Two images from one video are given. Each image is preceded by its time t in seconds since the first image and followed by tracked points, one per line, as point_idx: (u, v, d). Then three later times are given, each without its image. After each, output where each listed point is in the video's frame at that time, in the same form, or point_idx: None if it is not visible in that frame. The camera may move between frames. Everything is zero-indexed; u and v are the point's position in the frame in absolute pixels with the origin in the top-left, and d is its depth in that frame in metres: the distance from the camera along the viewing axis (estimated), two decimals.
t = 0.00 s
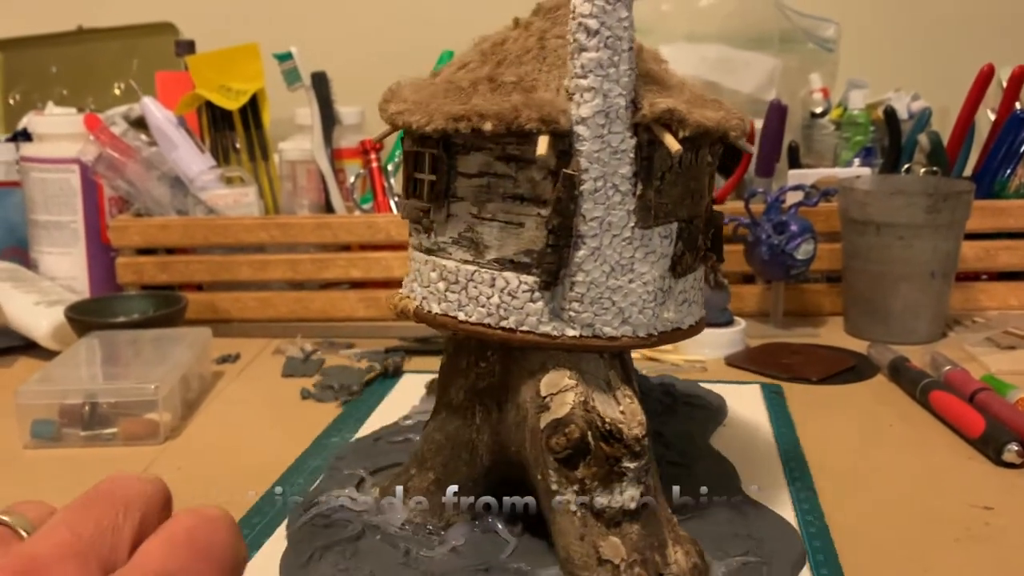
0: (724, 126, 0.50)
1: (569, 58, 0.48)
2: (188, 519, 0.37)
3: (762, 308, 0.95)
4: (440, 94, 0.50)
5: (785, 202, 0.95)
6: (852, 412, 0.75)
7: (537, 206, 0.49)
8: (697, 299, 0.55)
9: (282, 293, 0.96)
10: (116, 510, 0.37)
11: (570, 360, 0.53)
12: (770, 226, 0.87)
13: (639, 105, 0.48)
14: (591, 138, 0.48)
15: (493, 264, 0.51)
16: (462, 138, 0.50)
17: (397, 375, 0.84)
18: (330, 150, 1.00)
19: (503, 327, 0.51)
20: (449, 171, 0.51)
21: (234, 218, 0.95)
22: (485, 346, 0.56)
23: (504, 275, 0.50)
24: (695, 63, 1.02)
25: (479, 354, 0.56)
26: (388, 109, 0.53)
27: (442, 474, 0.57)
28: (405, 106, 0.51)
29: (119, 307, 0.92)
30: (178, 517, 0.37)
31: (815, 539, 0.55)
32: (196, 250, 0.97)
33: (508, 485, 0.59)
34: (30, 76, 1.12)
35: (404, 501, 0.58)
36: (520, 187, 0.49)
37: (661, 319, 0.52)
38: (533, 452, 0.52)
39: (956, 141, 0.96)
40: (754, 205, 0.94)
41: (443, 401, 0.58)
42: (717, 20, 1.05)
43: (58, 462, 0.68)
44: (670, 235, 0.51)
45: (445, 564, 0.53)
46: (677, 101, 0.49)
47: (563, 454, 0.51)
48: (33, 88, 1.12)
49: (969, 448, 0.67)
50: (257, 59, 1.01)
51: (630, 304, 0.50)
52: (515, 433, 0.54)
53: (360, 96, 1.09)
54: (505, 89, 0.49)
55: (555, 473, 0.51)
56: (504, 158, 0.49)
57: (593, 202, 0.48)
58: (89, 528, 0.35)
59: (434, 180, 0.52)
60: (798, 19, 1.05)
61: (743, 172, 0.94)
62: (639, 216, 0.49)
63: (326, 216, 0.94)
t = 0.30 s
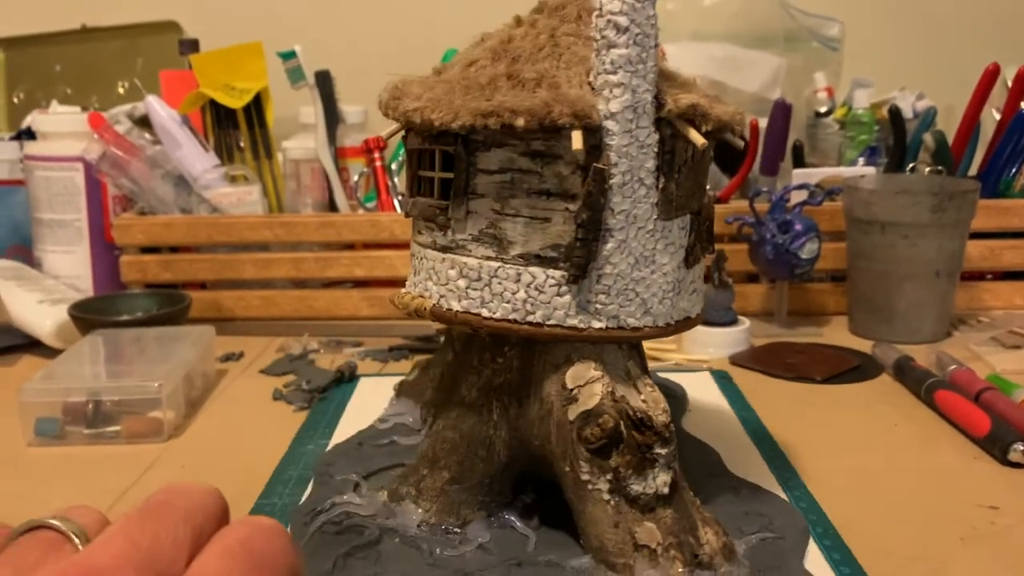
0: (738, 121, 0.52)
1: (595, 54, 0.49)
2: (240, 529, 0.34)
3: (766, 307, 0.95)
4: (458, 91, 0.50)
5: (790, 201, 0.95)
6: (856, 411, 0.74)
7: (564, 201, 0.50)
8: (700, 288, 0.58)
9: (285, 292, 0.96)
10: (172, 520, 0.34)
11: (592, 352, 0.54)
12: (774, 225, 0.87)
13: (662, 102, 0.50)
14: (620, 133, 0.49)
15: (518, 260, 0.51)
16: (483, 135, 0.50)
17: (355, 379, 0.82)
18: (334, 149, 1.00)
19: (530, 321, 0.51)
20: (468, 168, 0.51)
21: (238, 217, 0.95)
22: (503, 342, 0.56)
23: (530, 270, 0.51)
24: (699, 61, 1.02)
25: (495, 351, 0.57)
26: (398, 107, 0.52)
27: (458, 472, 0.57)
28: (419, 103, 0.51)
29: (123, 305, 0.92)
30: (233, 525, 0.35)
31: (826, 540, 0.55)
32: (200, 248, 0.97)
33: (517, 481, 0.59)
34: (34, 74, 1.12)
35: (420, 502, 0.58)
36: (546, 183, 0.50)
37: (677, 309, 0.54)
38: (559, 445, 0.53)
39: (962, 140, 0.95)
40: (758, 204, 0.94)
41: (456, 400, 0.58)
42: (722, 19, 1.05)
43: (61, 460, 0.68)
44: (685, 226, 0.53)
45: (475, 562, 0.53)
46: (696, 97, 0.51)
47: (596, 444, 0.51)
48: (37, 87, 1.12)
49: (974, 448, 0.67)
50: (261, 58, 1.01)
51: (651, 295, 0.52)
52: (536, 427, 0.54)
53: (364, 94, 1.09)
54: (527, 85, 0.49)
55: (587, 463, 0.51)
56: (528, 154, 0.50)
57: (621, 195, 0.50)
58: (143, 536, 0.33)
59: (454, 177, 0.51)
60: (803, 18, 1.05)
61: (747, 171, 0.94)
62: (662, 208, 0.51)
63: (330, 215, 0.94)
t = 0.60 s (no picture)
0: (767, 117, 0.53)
1: (640, 53, 0.49)
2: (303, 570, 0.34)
3: (766, 308, 0.95)
4: (499, 90, 0.49)
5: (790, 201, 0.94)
6: (856, 412, 0.74)
7: (611, 198, 0.50)
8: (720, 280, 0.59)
9: (286, 292, 0.96)
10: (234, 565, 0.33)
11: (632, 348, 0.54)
12: (775, 225, 0.87)
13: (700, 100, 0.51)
14: (668, 130, 0.49)
15: (562, 258, 0.51)
16: (524, 134, 0.50)
17: (324, 389, 0.81)
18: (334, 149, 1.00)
19: (576, 319, 0.51)
20: (508, 166, 0.51)
21: (239, 218, 0.95)
22: (538, 341, 0.56)
23: (575, 267, 0.50)
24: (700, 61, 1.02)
25: (530, 350, 0.56)
26: (433, 107, 0.50)
27: (495, 474, 0.56)
28: (457, 102, 0.50)
29: (123, 306, 0.92)
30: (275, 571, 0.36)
31: (851, 527, 0.56)
32: (200, 249, 0.97)
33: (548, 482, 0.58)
34: (35, 75, 1.12)
35: (455, 506, 0.56)
36: (592, 181, 0.50)
37: (709, 300, 0.55)
38: (604, 440, 0.53)
39: (963, 140, 0.95)
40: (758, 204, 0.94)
41: (486, 400, 0.57)
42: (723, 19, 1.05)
43: (61, 460, 0.68)
44: (714, 220, 0.54)
45: (528, 561, 0.52)
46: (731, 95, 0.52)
47: (649, 437, 0.51)
48: (38, 87, 1.12)
49: (974, 448, 0.67)
50: (262, 58, 1.01)
51: (689, 289, 0.53)
52: (577, 424, 0.54)
53: (365, 94, 1.09)
54: (570, 84, 0.49)
55: (636, 455, 0.52)
56: (573, 151, 0.50)
57: (667, 191, 0.50)
58: None
59: (496, 177, 0.51)
60: (804, 18, 1.05)
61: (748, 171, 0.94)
62: (699, 203, 0.52)
63: (330, 216, 0.94)
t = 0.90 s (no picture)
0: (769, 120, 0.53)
1: (643, 55, 0.49)
2: None
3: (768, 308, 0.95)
4: (503, 92, 0.49)
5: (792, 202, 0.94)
6: (858, 413, 0.74)
7: (615, 200, 0.50)
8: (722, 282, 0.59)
9: (289, 293, 0.96)
10: None
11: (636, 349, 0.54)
12: (776, 226, 0.87)
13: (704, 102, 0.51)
14: (672, 132, 0.49)
15: (566, 260, 0.51)
16: (527, 136, 0.50)
17: (325, 390, 0.81)
18: (336, 151, 1.00)
19: (579, 321, 0.51)
20: (512, 169, 0.51)
21: (241, 219, 0.95)
22: (542, 342, 0.56)
23: (580, 269, 0.50)
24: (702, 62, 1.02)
25: (533, 351, 0.57)
26: (437, 110, 0.51)
27: (498, 475, 0.56)
28: (460, 105, 0.50)
29: (126, 307, 0.92)
30: None
31: (854, 528, 0.56)
32: (203, 250, 0.97)
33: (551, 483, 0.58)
34: (37, 76, 1.12)
35: (458, 508, 0.56)
36: (595, 183, 0.50)
37: (711, 302, 0.55)
38: (607, 441, 0.53)
39: (964, 141, 0.95)
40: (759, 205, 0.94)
41: (489, 402, 0.57)
42: (725, 20, 1.05)
43: (65, 461, 0.68)
44: (717, 222, 0.54)
45: (531, 562, 0.52)
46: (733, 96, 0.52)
47: (652, 438, 0.51)
48: (40, 88, 1.13)
49: (976, 449, 0.67)
50: (264, 60, 1.01)
51: (692, 290, 0.53)
52: (580, 425, 0.55)
53: (367, 95, 1.10)
54: (573, 86, 0.49)
55: (640, 456, 0.52)
56: (577, 154, 0.50)
57: (670, 193, 0.50)
58: None
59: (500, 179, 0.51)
60: (805, 18, 1.05)
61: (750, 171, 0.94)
62: (703, 205, 0.52)
63: (333, 217, 0.95)
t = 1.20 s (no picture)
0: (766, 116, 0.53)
1: (640, 51, 0.49)
2: None
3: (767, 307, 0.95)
4: (498, 89, 0.49)
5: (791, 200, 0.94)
6: (857, 412, 0.74)
7: (610, 198, 0.50)
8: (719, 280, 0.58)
9: (286, 292, 0.96)
10: None
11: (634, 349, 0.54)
12: (775, 225, 0.87)
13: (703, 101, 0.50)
14: (667, 129, 0.48)
15: (561, 258, 0.50)
16: (522, 133, 0.50)
17: (320, 390, 0.81)
18: (334, 149, 1.00)
19: (575, 319, 0.51)
20: (506, 166, 0.50)
21: (238, 217, 0.95)
22: (537, 341, 0.56)
23: (575, 267, 0.50)
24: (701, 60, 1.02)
25: (529, 350, 0.56)
26: (432, 106, 0.50)
27: (492, 474, 0.55)
28: (455, 101, 0.49)
29: (122, 306, 0.92)
30: None
31: (852, 529, 0.56)
32: (199, 248, 0.97)
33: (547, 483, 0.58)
34: (33, 74, 1.12)
35: (453, 508, 0.56)
36: (590, 180, 0.50)
37: (708, 300, 0.54)
38: (603, 441, 0.53)
39: (964, 139, 0.95)
40: (758, 203, 0.93)
41: (484, 401, 0.57)
42: (724, 18, 1.04)
43: (59, 461, 0.68)
44: (714, 219, 0.54)
45: (525, 563, 0.51)
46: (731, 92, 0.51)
47: (647, 438, 0.51)
48: (37, 86, 1.12)
49: (975, 449, 0.67)
50: (260, 57, 1.01)
51: (688, 288, 0.52)
52: (575, 425, 0.54)
53: (365, 93, 1.09)
54: (568, 82, 0.48)
55: (635, 456, 0.51)
56: (572, 151, 0.49)
57: (666, 190, 0.49)
58: None
59: (494, 177, 0.51)
60: (805, 16, 1.05)
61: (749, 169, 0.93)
62: (699, 202, 0.52)
63: (329, 215, 0.94)
